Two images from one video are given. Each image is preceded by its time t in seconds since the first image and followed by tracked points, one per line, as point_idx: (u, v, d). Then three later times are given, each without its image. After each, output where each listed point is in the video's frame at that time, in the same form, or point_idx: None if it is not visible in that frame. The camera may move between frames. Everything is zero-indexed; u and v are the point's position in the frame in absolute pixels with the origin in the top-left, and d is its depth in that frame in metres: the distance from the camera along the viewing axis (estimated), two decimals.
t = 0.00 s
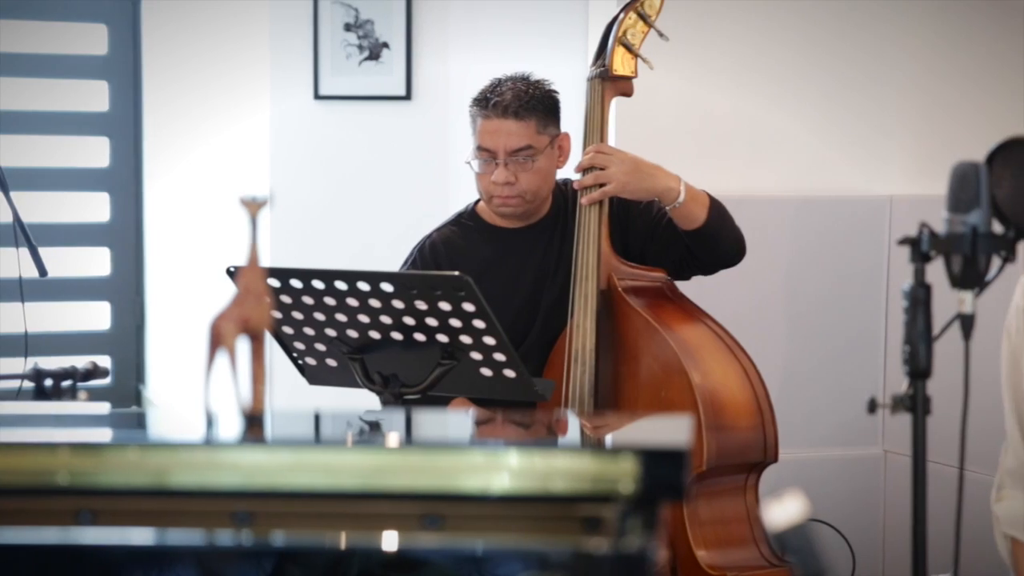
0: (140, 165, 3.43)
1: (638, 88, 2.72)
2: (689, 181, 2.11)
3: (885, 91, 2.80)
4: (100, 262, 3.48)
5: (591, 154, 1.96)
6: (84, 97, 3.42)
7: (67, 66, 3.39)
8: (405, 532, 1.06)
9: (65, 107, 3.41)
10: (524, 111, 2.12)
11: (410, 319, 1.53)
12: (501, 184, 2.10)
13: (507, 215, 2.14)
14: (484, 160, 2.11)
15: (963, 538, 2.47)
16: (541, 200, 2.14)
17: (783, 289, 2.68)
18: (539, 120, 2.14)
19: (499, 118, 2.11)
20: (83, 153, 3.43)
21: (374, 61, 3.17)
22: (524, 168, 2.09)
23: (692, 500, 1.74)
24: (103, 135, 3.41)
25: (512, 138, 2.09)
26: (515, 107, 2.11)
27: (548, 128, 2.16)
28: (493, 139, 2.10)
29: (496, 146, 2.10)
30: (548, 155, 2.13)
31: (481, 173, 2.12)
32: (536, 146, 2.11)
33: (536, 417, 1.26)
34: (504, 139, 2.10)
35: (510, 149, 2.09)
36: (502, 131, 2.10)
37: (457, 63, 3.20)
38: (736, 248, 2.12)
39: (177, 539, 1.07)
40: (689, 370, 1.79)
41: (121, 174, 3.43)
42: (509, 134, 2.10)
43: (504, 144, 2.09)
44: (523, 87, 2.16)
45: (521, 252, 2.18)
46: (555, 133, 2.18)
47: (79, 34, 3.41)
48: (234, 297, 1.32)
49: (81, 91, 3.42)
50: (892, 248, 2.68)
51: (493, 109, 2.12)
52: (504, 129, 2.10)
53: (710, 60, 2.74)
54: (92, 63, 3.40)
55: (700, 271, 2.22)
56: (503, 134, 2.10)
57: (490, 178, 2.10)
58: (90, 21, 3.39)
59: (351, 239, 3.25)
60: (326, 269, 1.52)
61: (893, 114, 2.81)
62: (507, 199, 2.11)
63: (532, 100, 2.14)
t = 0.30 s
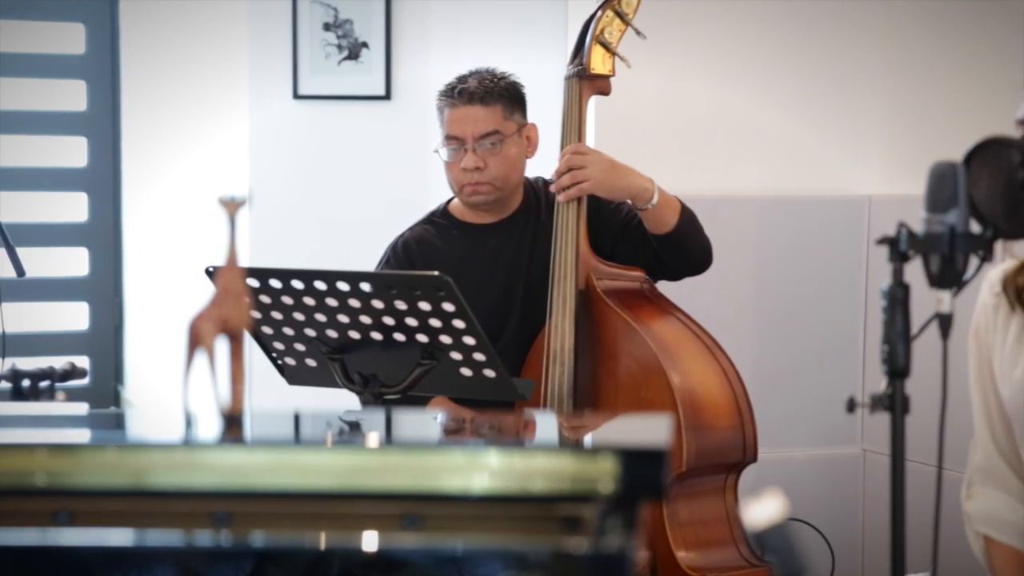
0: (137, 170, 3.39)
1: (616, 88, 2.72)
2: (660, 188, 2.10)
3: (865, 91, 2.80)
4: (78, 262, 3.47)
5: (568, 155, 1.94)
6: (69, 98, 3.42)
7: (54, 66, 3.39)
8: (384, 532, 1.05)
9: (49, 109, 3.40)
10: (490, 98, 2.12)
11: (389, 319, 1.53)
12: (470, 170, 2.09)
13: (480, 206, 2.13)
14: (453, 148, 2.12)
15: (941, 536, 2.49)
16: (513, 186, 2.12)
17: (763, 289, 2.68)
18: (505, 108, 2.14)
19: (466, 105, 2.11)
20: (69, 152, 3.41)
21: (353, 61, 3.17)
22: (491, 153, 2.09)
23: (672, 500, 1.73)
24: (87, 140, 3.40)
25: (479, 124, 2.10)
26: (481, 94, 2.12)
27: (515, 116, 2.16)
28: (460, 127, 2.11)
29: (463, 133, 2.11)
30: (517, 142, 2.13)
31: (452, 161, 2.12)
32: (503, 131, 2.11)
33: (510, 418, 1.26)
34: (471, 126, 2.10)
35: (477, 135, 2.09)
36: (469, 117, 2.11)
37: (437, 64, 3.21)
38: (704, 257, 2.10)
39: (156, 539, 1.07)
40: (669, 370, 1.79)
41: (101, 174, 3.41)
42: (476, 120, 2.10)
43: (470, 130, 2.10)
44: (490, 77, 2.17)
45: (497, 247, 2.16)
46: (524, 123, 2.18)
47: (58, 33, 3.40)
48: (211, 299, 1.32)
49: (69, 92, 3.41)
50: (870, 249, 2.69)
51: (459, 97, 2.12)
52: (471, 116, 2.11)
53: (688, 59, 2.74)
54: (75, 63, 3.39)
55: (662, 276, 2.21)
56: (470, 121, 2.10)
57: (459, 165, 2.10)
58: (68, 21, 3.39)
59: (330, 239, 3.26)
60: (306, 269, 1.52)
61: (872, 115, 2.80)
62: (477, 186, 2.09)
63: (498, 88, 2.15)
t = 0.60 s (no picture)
0: (137, 170, 3.42)
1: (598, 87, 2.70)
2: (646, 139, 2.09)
3: (848, 90, 2.79)
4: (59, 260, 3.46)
5: (554, 99, 1.92)
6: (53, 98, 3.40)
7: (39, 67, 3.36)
8: (368, 532, 1.05)
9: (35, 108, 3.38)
10: (462, 97, 2.12)
11: (372, 320, 1.53)
12: (444, 170, 2.08)
13: (455, 205, 2.13)
14: (426, 148, 2.12)
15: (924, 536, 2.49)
16: (488, 184, 2.12)
17: (739, 288, 2.69)
18: (478, 106, 2.14)
19: (438, 105, 2.11)
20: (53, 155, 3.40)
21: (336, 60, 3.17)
22: (465, 153, 2.09)
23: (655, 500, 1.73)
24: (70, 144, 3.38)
25: (452, 124, 2.10)
26: (453, 94, 2.12)
27: (488, 114, 2.15)
28: (432, 126, 2.11)
29: (436, 133, 2.11)
30: (490, 139, 2.13)
31: (425, 161, 2.12)
32: (476, 131, 2.11)
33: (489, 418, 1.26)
34: (443, 126, 2.10)
35: (450, 134, 2.10)
36: (440, 116, 2.11)
37: (420, 64, 3.20)
38: (689, 218, 2.10)
39: (137, 540, 1.05)
40: (652, 370, 1.79)
41: (83, 173, 3.39)
42: (448, 120, 2.10)
43: (443, 130, 2.10)
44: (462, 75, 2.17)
45: (480, 247, 2.15)
46: (496, 120, 2.17)
47: (40, 32, 3.39)
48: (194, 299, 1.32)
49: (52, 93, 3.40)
50: (853, 249, 2.69)
51: (430, 96, 2.11)
52: (443, 115, 2.11)
53: (671, 58, 2.73)
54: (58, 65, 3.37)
55: (648, 246, 2.19)
56: (442, 121, 2.10)
57: (432, 166, 2.10)
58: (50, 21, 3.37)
59: (313, 238, 3.25)
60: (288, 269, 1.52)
61: (853, 114, 2.80)
62: (451, 186, 2.09)
63: (470, 86, 2.14)
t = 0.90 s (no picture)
0: (137, 171, 3.57)
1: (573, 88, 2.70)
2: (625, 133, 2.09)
3: (825, 91, 2.79)
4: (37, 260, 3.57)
5: (527, 97, 1.92)
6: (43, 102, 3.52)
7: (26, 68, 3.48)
8: (346, 533, 1.05)
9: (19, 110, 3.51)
10: (451, 123, 2.08)
11: (350, 321, 1.53)
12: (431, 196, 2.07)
13: (438, 224, 2.14)
14: (413, 170, 2.09)
15: (900, 533, 2.51)
16: (471, 209, 2.12)
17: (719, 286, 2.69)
18: (467, 132, 2.10)
19: (427, 131, 2.08)
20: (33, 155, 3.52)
21: (313, 61, 3.31)
22: (454, 180, 2.07)
23: (632, 500, 1.74)
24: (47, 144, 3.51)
25: (441, 150, 2.06)
26: (443, 120, 2.08)
27: (477, 137, 2.11)
28: (420, 151, 2.07)
29: (424, 158, 2.07)
30: (479, 164, 2.10)
31: (412, 183, 2.10)
32: (466, 157, 2.07)
33: (471, 417, 1.26)
34: (432, 152, 2.06)
35: (438, 161, 2.06)
36: (430, 143, 2.07)
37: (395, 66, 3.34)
38: (673, 210, 2.10)
39: (117, 542, 1.05)
40: (629, 371, 1.79)
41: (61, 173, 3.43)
42: (437, 146, 2.06)
43: (432, 156, 2.06)
44: (451, 96, 2.13)
45: (461, 248, 2.16)
46: (486, 139, 2.14)
47: (17, 34, 3.50)
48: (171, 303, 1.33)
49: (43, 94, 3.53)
50: (830, 249, 2.70)
51: (420, 121, 2.08)
52: (432, 141, 2.07)
53: (646, 57, 2.73)
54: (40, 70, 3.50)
55: (636, 240, 2.18)
56: (431, 146, 2.07)
57: (419, 189, 2.08)
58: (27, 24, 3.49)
59: (292, 237, 3.39)
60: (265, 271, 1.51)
61: (830, 115, 2.80)
62: (437, 211, 2.09)
63: (459, 111, 2.10)
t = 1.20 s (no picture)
0: (137, 170, 3.47)
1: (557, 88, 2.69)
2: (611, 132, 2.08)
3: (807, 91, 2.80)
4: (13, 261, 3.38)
5: (511, 97, 1.93)
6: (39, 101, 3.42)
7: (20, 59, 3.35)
8: (326, 534, 1.03)
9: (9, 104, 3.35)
10: (446, 137, 2.08)
11: (330, 321, 1.53)
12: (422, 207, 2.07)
13: (427, 232, 2.13)
14: (404, 180, 2.09)
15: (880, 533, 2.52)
16: (463, 221, 2.12)
17: (703, 285, 2.68)
18: (463, 145, 2.09)
19: (421, 143, 2.07)
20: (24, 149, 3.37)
21: (295, 61, 3.22)
22: (446, 192, 2.07)
23: (614, 501, 1.74)
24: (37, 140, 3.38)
25: (434, 163, 2.06)
26: (438, 133, 2.08)
27: (472, 150, 2.11)
28: (415, 162, 2.07)
29: (417, 170, 2.07)
30: (471, 177, 2.10)
31: (404, 194, 2.10)
32: (459, 170, 2.07)
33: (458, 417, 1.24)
34: (425, 164, 2.06)
35: (431, 173, 2.06)
36: (424, 155, 2.06)
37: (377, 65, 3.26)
38: (664, 209, 2.09)
39: (95, 545, 1.03)
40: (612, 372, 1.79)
41: (39, 174, 3.37)
42: (431, 158, 2.06)
43: (425, 169, 2.06)
44: (448, 106, 2.13)
45: (445, 250, 2.15)
46: (480, 152, 2.14)
47: None
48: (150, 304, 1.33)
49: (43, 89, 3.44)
50: (811, 250, 2.71)
51: (414, 133, 2.08)
52: (426, 153, 2.07)
53: (631, 57, 2.72)
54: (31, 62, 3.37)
55: (629, 242, 2.16)
56: (425, 159, 2.06)
57: (410, 200, 2.08)
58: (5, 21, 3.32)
59: (277, 236, 3.28)
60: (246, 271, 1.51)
61: (810, 114, 2.81)
62: (428, 221, 2.09)
63: (454, 124, 2.10)
